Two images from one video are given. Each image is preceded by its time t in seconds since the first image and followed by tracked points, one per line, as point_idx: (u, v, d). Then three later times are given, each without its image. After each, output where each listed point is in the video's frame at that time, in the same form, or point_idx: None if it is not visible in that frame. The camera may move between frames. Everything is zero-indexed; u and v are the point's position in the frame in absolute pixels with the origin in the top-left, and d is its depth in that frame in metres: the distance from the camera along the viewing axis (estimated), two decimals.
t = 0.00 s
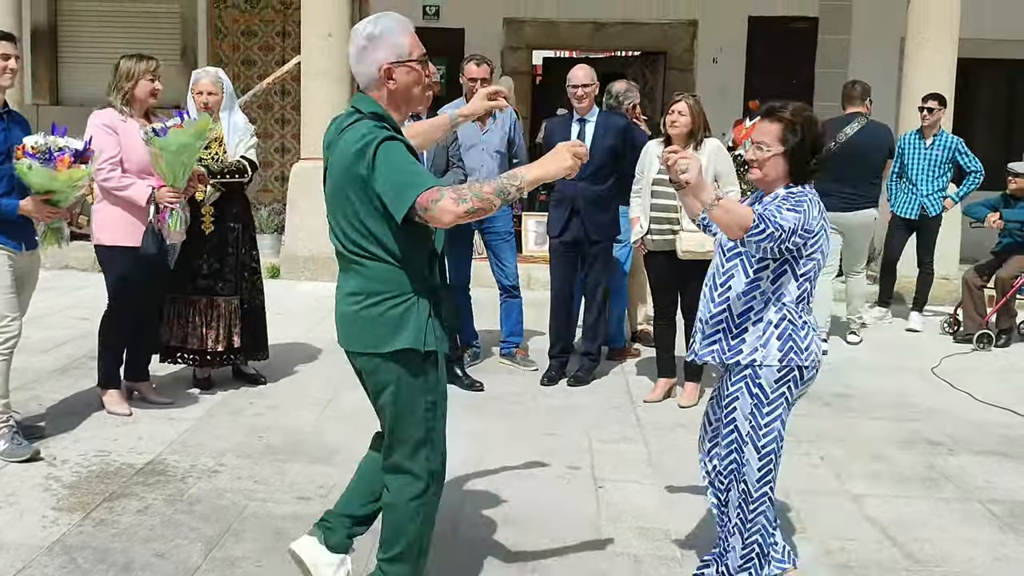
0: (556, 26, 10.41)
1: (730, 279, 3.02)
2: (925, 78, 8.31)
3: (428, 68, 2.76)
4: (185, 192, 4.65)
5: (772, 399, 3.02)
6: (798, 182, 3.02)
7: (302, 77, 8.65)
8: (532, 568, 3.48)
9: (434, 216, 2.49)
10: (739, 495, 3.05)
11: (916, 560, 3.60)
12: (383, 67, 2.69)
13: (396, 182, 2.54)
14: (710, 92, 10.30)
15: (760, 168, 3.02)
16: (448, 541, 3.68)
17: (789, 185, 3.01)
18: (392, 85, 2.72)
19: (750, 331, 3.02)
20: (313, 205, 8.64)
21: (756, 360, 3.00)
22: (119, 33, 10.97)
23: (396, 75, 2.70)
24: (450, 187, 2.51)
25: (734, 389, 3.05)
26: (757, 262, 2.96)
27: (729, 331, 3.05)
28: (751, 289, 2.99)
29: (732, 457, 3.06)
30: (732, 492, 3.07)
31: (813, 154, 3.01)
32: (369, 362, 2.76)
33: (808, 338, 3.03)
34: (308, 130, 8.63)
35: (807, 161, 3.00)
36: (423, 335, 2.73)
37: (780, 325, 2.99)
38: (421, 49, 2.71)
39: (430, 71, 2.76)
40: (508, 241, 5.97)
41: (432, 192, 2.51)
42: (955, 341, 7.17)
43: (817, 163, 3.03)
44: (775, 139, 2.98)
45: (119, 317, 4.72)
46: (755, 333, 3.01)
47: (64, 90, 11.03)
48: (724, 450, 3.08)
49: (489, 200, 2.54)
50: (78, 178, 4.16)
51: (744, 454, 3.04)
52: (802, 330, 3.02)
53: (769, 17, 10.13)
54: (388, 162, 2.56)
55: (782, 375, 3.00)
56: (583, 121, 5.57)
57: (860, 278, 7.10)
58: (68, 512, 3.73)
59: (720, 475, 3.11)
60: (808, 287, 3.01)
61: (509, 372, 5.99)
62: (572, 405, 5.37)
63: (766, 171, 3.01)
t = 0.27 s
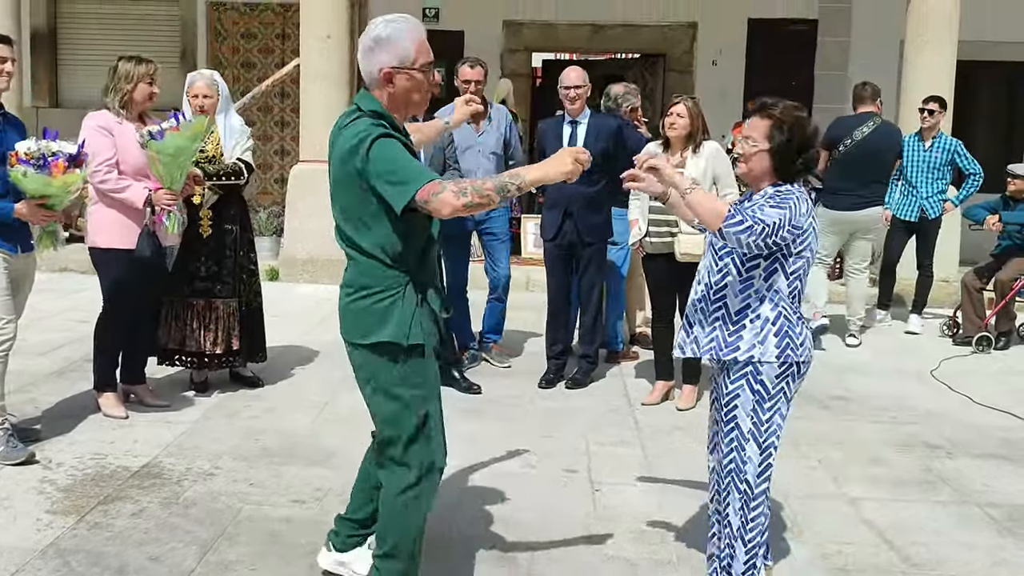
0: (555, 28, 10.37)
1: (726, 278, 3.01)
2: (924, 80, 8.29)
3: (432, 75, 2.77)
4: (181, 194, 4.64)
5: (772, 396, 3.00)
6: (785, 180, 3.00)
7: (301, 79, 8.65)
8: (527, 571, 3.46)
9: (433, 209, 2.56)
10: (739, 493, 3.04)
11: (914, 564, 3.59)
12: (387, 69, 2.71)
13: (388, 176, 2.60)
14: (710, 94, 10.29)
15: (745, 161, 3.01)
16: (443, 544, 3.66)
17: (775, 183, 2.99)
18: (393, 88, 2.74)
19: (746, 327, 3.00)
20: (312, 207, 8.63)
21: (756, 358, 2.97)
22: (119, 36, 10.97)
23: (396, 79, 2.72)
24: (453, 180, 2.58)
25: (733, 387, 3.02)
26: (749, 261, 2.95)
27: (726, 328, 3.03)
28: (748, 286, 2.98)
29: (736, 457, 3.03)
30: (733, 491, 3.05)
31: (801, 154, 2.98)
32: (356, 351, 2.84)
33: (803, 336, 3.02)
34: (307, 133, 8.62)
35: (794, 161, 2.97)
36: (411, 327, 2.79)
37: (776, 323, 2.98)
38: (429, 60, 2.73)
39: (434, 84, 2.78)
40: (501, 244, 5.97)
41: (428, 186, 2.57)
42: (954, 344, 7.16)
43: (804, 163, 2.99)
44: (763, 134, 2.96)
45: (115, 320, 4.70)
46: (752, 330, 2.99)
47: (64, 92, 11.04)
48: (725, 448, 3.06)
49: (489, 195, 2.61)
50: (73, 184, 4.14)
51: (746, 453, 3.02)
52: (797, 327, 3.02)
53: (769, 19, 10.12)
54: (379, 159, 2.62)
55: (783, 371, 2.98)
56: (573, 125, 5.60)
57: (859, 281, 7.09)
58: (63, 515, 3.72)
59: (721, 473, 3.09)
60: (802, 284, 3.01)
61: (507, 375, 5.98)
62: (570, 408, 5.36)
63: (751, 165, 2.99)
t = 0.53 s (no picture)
0: (555, 30, 10.36)
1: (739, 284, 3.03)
2: (924, 81, 8.28)
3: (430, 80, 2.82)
4: (179, 195, 4.63)
5: (782, 393, 3.05)
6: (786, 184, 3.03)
7: (301, 81, 8.65)
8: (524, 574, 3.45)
9: (369, 198, 2.62)
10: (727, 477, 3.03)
11: (912, 567, 3.57)
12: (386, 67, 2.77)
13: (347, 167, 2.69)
14: (710, 96, 10.29)
15: (741, 176, 3.06)
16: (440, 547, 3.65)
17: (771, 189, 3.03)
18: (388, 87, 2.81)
19: (765, 335, 3.05)
20: (311, 209, 8.62)
21: (774, 361, 3.05)
22: (120, 38, 10.98)
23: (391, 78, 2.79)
24: (390, 171, 2.63)
25: (747, 378, 3.05)
26: (765, 269, 2.98)
27: (743, 335, 3.07)
28: (763, 294, 3.02)
29: (722, 440, 3.02)
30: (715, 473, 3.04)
31: (795, 157, 3.01)
32: (352, 345, 2.99)
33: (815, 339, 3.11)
34: (306, 135, 8.61)
35: (790, 165, 3.01)
36: (385, 320, 2.89)
37: (793, 328, 3.06)
38: (427, 67, 2.79)
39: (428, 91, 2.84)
40: (493, 248, 6.00)
41: (373, 175, 2.64)
42: (954, 346, 7.15)
43: (801, 165, 3.02)
44: (752, 147, 3.00)
45: (113, 323, 4.69)
46: (771, 337, 3.05)
47: (64, 95, 11.05)
48: (712, 431, 3.04)
49: (420, 182, 2.59)
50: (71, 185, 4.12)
51: (735, 440, 3.03)
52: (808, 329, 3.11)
53: (769, 21, 10.11)
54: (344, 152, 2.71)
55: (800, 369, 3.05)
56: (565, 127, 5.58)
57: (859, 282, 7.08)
58: (59, 517, 3.70)
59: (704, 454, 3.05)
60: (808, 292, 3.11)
61: (506, 377, 5.97)
62: (568, 410, 5.35)
63: (748, 179, 3.04)
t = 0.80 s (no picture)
0: (555, 32, 10.35)
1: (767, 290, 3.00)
2: (925, 83, 8.28)
3: (436, 89, 2.78)
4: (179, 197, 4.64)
5: (798, 404, 3.09)
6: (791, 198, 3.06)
7: (301, 83, 8.64)
8: None
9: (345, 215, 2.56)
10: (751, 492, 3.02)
11: (914, 570, 3.56)
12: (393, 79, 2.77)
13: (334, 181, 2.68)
14: (710, 97, 10.28)
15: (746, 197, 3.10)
16: (440, 549, 3.64)
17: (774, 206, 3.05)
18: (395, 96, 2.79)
19: (785, 347, 3.05)
20: (311, 211, 8.62)
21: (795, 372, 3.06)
22: (120, 40, 10.98)
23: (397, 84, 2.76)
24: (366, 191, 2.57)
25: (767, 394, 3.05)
26: (791, 278, 2.99)
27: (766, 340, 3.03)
28: (787, 307, 3.01)
29: (747, 457, 3.01)
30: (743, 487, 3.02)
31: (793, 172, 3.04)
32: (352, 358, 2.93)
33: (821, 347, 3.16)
34: (307, 136, 8.60)
35: (791, 178, 3.04)
36: (377, 339, 2.82)
37: (809, 338, 3.10)
38: (432, 74, 2.75)
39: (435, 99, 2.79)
40: (490, 247, 6.01)
41: (352, 192, 2.58)
42: (955, 349, 7.13)
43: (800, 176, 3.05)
44: (753, 167, 3.03)
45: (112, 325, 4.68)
46: (791, 349, 3.05)
47: (64, 96, 11.04)
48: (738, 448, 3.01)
49: (389, 208, 2.52)
50: (71, 190, 4.12)
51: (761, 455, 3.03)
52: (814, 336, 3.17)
53: (769, 23, 10.11)
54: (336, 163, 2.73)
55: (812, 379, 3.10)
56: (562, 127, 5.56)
57: (860, 284, 7.07)
58: (58, 519, 3.69)
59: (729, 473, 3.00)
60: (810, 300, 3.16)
61: (506, 379, 5.96)
62: (569, 412, 5.34)
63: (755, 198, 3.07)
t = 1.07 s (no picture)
0: (559, 33, 10.35)
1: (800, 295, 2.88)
2: (929, 84, 8.27)
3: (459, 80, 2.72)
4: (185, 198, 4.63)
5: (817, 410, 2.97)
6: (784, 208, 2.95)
7: (305, 83, 8.64)
8: None
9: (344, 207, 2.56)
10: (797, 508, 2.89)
11: (922, 573, 3.55)
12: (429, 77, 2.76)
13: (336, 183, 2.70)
14: (714, 99, 10.27)
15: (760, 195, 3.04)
16: (448, 551, 3.64)
17: (787, 210, 2.94)
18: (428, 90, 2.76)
19: (810, 353, 2.91)
20: (315, 212, 8.62)
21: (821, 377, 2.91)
22: (123, 41, 10.98)
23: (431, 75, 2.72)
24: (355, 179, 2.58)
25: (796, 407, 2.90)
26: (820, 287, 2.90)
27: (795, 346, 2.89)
28: (815, 311, 2.90)
29: (786, 479, 2.85)
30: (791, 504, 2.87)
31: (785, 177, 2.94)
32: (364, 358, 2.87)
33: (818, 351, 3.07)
34: (311, 138, 8.60)
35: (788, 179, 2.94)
36: (385, 341, 2.76)
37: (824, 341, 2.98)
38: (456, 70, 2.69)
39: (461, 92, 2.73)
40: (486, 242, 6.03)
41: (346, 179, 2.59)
42: (960, 350, 7.12)
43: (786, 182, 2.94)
44: (772, 171, 2.89)
45: (118, 327, 4.68)
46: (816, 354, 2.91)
47: (68, 97, 11.04)
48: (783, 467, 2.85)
49: (371, 198, 2.52)
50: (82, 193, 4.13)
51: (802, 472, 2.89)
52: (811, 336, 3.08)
53: (772, 24, 10.11)
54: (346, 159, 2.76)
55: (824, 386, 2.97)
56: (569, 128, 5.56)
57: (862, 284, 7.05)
58: (65, 521, 3.69)
59: (769, 499, 2.84)
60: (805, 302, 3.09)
61: (511, 381, 5.95)
62: (575, 414, 5.33)
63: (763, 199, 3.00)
